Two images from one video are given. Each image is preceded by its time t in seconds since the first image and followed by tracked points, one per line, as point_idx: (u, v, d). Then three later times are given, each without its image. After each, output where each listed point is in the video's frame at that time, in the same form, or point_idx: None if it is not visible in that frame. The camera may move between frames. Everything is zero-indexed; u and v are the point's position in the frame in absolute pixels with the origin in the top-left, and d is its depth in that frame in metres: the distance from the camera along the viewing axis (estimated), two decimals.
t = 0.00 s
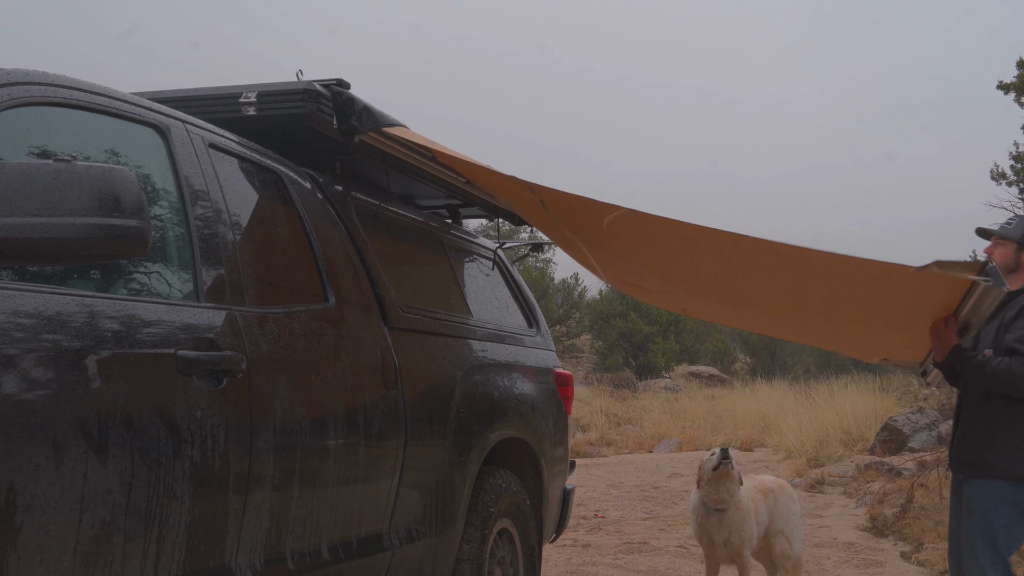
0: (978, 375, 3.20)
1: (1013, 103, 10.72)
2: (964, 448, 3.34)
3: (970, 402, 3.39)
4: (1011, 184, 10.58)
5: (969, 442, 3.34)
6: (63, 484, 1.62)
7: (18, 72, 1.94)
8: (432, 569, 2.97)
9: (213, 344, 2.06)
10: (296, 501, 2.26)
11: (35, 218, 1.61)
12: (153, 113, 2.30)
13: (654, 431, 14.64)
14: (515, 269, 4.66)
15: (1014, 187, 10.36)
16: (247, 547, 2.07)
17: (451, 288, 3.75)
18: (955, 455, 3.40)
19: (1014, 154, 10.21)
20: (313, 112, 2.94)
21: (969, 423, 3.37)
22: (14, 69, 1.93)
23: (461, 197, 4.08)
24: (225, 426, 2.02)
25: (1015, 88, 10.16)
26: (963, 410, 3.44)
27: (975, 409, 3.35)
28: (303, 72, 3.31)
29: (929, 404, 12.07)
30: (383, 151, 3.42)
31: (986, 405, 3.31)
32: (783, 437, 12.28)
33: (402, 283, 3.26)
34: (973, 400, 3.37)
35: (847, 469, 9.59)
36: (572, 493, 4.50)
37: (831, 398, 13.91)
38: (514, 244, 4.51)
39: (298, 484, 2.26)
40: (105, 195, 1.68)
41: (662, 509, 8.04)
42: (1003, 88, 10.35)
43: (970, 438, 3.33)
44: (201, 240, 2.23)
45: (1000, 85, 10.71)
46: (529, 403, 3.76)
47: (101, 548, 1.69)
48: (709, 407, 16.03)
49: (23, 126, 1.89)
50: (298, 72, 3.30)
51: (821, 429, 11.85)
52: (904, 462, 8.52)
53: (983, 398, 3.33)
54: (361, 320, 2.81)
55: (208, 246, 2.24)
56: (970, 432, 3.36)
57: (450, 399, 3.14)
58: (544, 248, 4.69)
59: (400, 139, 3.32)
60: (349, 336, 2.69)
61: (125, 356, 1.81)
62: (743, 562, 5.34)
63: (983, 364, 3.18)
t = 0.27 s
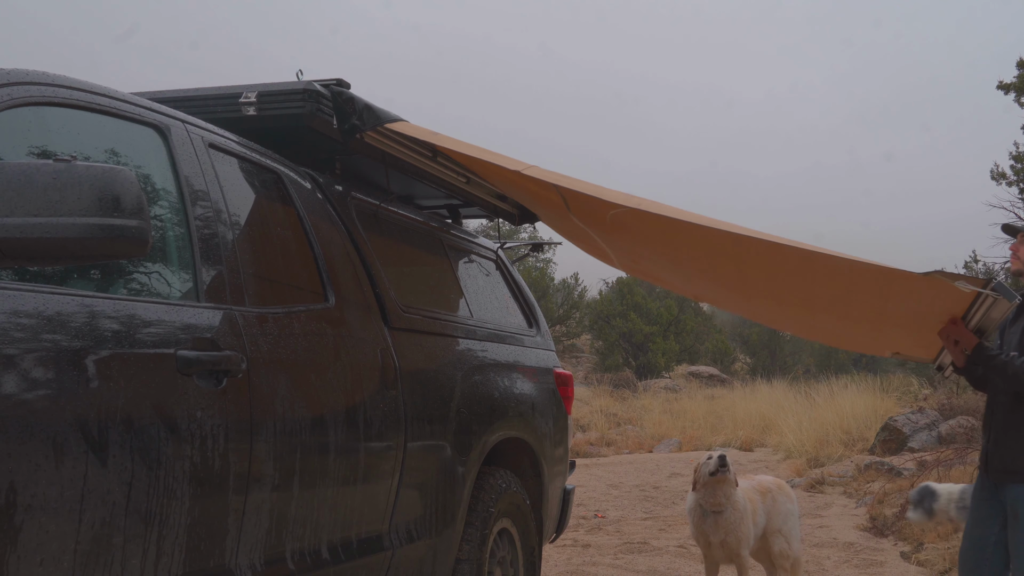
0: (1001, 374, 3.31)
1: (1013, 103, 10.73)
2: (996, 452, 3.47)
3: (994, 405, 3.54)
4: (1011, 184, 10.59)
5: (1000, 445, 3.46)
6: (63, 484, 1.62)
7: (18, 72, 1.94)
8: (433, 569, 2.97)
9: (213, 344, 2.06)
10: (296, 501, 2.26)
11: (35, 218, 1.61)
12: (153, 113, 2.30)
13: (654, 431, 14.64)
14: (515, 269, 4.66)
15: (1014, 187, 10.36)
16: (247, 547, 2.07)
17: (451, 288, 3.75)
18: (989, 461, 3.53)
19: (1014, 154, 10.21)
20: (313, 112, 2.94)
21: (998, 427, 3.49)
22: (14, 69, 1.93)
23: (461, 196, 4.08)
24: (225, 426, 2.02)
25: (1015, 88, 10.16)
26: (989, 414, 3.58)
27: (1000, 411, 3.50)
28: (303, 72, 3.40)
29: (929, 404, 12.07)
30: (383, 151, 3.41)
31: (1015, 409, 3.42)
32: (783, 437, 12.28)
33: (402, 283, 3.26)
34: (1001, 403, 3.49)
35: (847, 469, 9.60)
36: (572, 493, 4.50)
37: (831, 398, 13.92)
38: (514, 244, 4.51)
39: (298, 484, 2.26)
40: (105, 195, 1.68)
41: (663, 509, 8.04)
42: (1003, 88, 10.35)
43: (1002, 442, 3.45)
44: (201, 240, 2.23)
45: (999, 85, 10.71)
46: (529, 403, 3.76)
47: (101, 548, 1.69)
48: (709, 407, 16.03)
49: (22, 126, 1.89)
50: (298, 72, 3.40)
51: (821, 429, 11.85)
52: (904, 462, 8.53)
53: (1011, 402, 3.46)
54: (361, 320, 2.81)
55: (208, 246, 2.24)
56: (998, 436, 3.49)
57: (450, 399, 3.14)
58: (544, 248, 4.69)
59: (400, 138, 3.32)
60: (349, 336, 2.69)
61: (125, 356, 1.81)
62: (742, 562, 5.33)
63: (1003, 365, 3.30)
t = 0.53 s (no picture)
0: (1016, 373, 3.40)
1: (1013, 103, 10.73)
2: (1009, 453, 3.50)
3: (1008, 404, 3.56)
4: (1011, 184, 10.58)
5: (1017, 445, 3.48)
6: (63, 484, 1.62)
7: (18, 72, 1.94)
8: (432, 569, 2.97)
9: (213, 344, 2.06)
10: (296, 501, 2.26)
11: (35, 218, 1.61)
12: (153, 113, 2.30)
13: (654, 431, 14.64)
14: (515, 269, 4.67)
15: (1014, 187, 10.36)
16: (247, 547, 2.07)
17: (451, 288, 3.75)
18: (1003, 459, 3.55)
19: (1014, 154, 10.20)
20: (313, 112, 2.95)
21: (1014, 425, 3.50)
22: (14, 69, 1.93)
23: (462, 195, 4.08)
24: (225, 426, 2.02)
25: (1015, 88, 10.16)
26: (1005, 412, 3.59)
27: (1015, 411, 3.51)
28: (303, 72, 3.50)
29: (929, 404, 12.07)
30: (383, 151, 3.41)
31: None
32: (783, 437, 12.28)
33: (402, 283, 3.26)
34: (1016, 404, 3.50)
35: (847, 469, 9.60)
36: (572, 493, 4.50)
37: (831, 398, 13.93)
38: (514, 244, 4.51)
39: (298, 484, 2.26)
40: (105, 196, 1.68)
41: (663, 509, 8.04)
42: (1003, 88, 10.34)
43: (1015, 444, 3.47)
44: (201, 240, 2.23)
45: (1000, 85, 10.70)
46: (528, 403, 3.76)
47: (101, 549, 1.69)
48: (709, 407, 16.03)
49: (23, 126, 1.89)
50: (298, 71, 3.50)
51: (821, 429, 11.85)
52: (904, 462, 8.54)
53: None
54: (362, 320, 2.81)
55: (208, 246, 2.24)
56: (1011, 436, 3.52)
57: (450, 399, 3.14)
58: (544, 248, 4.69)
59: (399, 138, 3.32)
60: (349, 336, 2.69)
61: (125, 356, 1.81)
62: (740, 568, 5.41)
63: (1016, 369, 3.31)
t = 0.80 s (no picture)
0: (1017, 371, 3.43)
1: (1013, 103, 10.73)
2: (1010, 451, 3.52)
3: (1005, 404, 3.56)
4: (1011, 184, 10.57)
5: (1017, 444, 3.48)
6: (63, 484, 1.62)
7: (18, 72, 1.94)
8: (432, 569, 2.97)
9: (213, 344, 2.06)
10: (296, 501, 2.26)
11: (35, 218, 1.61)
12: (153, 113, 2.30)
13: (654, 431, 14.64)
14: (515, 269, 4.66)
15: (1014, 187, 10.35)
16: (247, 548, 2.07)
17: (451, 288, 3.74)
18: (1003, 456, 3.56)
19: (1014, 154, 10.20)
20: (313, 112, 2.95)
21: (1014, 424, 3.50)
22: (14, 69, 1.93)
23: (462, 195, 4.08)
24: (225, 426, 2.02)
25: (1015, 88, 10.16)
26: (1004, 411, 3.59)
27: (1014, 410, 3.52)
28: (303, 72, 3.52)
29: (929, 404, 12.06)
30: (382, 151, 3.41)
31: None
32: (783, 437, 12.28)
33: (402, 283, 3.26)
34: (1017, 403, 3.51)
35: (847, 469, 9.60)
36: (572, 493, 4.50)
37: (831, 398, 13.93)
38: (513, 244, 4.51)
39: (298, 484, 2.26)
40: (105, 195, 1.68)
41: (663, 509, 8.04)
42: (1003, 88, 10.34)
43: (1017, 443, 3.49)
44: (201, 240, 2.23)
45: (999, 85, 10.70)
46: (529, 403, 3.76)
47: (101, 549, 1.69)
48: (709, 407, 16.02)
49: (23, 126, 1.89)
50: (298, 72, 3.51)
51: (821, 430, 11.85)
52: (904, 462, 8.54)
53: None
54: (362, 320, 2.81)
55: (208, 246, 2.24)
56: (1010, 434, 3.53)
57: (450, 399, 3.14)
58: (544, 248, 4.69)
59: (399, 138, 3.32)
60: (349, 336, 2.69)
61: (125, 356, 1.81)
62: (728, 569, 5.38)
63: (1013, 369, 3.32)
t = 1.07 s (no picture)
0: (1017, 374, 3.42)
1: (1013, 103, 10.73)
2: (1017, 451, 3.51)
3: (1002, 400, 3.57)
4: (1011, 184, 10.57)
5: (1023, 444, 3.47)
6: (63, 484, 1.62)
7: (18, 71, 1.94)
8: (432, 569, 2.97)
9: (213, 344, 2.06)
10: (296, 501, 2.26)
11: (35, 218, 1.61)
12: (153, 113, 2.30)
13: (654, 431, 14.63)
14: (515, 268, 4.66)
15: (1014, 187, 10.35)
16: (247, 548, 2.07)
17: (451, 288, 3.74)
18: (1008, 456, 3.56)
19: (1014, 154, 10.20)
20: (313, 112, 2.95)
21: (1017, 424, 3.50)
22: (14, 69, 1.93)
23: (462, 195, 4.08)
24: (225, 426, 2.02)
25: (1015, 88, 10.16)
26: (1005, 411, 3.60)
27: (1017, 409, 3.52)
28: (303, 72, 3.54)
29: (929, 404, 12.05)
30: (383, 151, 3.41)
31: None
32: (783, 437, 12.28)
33: (402, 283, 3.26)
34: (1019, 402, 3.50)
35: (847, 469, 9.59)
36: (573, 493, 4.50)
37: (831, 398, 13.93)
38: (514, 243, 4.51)
39: (298, 484, 2.26)
40: (106, 195, 1.68)
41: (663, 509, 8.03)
42: (1003, 88, 10.34)
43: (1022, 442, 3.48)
44: (201, 240, 2.23)
45: (999, 85, 10.69)
46: (529, 403, 3.76)
47: (101, 549, 1.69)
48: (709, 407, 16.01)
49: (23, 126, 1.89)
50: (298, 72, 3.53)
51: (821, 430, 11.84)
52: (904, 462, 8.54)
53: None
54: (362, 320, 2.81)
55: (207, 246, 2.23)
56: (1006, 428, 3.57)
57: (450, 399, 3.14)
58: (545, 248, 4.68)
59: (399, 138, 3.32)
60: (349, 336, 2.68)
61: (125, 356, 1.80)
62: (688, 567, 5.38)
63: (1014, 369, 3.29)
